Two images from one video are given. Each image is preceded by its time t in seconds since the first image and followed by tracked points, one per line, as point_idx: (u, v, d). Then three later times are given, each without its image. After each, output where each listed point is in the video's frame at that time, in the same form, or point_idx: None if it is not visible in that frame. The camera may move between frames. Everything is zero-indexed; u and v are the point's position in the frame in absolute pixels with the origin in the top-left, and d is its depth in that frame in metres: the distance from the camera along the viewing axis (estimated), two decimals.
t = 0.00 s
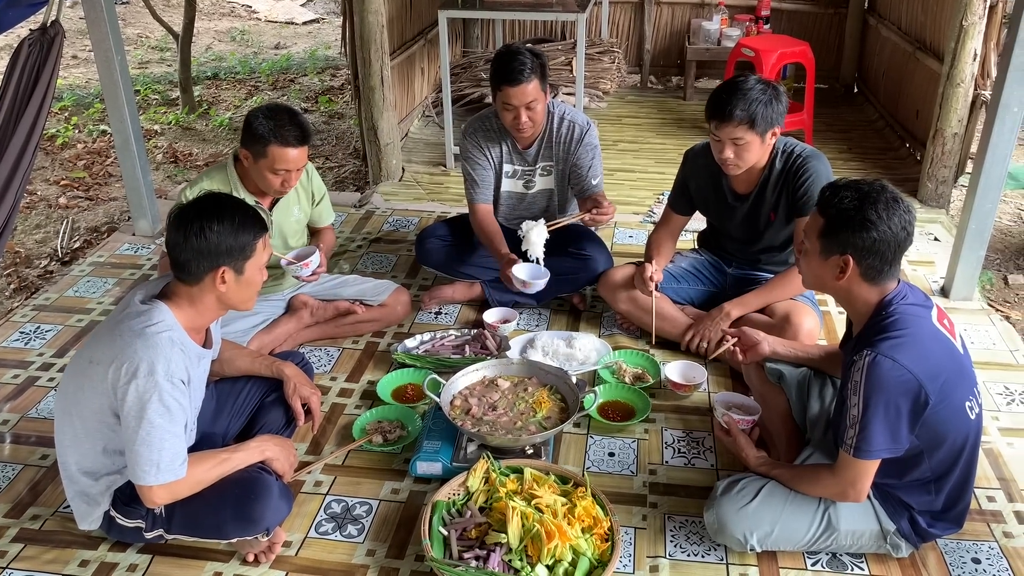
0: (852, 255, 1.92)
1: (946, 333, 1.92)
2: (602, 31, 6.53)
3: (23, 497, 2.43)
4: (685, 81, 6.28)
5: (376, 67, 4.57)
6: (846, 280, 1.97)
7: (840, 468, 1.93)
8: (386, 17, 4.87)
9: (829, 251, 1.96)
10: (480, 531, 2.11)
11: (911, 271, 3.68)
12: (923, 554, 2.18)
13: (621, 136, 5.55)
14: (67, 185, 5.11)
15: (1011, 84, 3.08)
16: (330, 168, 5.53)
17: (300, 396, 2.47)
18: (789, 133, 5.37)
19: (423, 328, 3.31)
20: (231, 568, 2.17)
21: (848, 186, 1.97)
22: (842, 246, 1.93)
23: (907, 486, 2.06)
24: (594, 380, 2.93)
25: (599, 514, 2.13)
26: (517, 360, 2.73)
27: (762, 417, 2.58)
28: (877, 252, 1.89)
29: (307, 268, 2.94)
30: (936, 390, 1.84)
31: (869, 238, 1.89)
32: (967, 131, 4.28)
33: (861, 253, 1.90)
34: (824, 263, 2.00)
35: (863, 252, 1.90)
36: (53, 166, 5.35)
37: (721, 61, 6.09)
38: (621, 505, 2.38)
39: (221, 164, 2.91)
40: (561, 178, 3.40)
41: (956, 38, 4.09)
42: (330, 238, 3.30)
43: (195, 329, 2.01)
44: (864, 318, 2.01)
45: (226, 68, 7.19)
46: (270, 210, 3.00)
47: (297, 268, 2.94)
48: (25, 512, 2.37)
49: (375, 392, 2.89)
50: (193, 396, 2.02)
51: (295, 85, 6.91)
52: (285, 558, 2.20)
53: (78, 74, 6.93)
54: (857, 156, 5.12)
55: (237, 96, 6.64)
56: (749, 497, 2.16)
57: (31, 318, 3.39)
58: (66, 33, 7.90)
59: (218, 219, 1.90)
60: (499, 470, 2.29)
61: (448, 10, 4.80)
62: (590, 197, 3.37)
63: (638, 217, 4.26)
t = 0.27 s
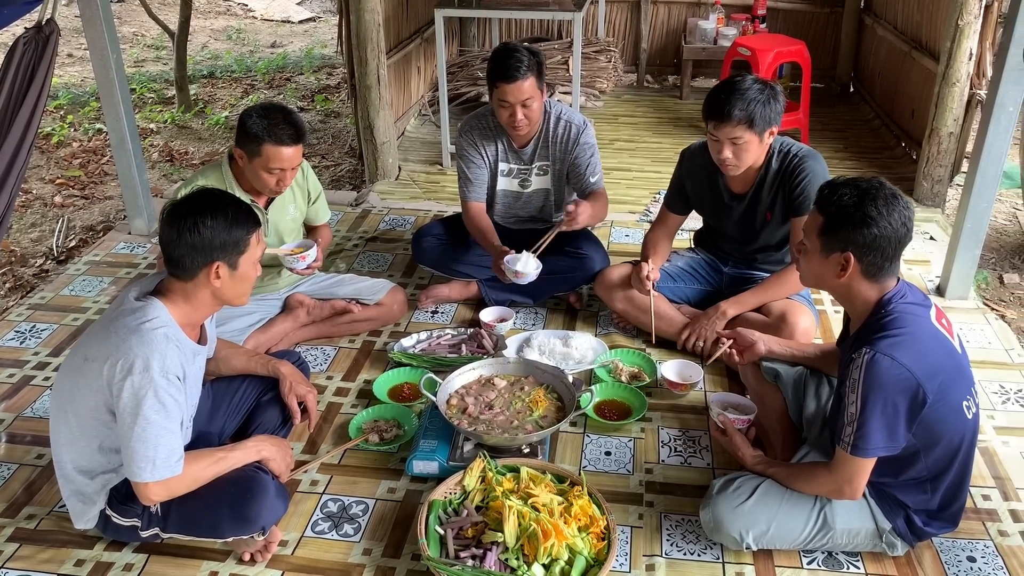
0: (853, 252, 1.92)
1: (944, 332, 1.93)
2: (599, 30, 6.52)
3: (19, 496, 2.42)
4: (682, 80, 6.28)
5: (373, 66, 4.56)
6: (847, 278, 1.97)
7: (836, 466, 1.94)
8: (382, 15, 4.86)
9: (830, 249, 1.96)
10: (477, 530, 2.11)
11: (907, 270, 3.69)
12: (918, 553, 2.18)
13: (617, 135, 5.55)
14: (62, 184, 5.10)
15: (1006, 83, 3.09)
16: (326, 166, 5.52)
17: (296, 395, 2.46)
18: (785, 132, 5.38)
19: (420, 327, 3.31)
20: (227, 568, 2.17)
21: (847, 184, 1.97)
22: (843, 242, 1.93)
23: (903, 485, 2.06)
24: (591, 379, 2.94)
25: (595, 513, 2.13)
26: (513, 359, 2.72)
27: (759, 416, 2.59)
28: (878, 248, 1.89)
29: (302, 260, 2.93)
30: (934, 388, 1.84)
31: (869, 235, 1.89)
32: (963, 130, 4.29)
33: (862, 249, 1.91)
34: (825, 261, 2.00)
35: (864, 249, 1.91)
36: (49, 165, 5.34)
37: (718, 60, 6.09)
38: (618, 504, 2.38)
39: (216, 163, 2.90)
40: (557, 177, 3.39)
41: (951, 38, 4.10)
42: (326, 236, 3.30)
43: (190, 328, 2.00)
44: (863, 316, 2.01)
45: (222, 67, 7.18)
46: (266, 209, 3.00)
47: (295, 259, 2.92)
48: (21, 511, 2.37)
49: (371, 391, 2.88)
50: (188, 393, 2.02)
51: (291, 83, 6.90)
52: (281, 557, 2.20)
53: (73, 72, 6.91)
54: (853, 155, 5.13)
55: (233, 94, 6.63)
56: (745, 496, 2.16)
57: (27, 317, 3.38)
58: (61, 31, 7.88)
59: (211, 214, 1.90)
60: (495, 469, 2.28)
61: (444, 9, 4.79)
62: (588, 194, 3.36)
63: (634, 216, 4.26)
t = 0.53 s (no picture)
0: (856, 248, 1.92)
1: (943, 330, 1.93)
2: (595, 28, 6.53)
3: (13, 494, 2.42)
4: (677, 79, 6.28)
5: (368, 64, 4.56)
6: (850, 276, 1.97)
7: (832, 462, 1.94)
8: (378, 13, 4.86)
9: (832, 246, 1.96)
10: (472, 528, 2.11)
11: (902, 269, 3.69)
12: (913, 551, 2.19)
13: (613, 133, 5.56)
14: (57, 182, 5.09)
15: (1001, 82, 3.10)
16: (322, 164, 5.51)
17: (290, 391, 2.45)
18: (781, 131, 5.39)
19: (415, 325, 3.31)
20: (222, 566, 2.17)
21: (847, 180, 1.98)
22: (848, 239, 1.93)
23: (898, 483, 2.07)
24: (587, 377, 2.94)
25: (590, 511, 2.13)
26: (509, 357, 2.72)
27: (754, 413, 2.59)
28: (882, 241, 1.90)
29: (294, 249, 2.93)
30: (932, 386, 1.85)
31: (870, 230, 1.90)
32: (959, 129, 4.30)
33: (864, 245, 1.91)
34: (828, 260, 1.99)
35: (866, 245, 1.91)
36: (44, 162, 5.32)
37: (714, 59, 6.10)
38: (613, 502, 2.38)
39: (210, 162, 2.90)
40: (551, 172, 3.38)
41: (947, 37, 4.11)
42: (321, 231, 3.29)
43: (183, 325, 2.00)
44: (862, 313, 2.02)
45: (217, 65, 7.16)
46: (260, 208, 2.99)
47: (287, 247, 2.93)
48: (15, 509, 2.36)
49: (367, 389, 2.88)
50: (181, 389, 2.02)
51: (287, 81, 6.89)
52: (276, 555, 2.20)
53: (68, 70, 6.89)
54: (848, 153, 5.14)
55: (228, 92, 6.61)
56: (740, 493, 2.17)
57: (22, 314, 3.37)
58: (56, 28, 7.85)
59: (200, 208, 1.90)
60: (491, 467, 2.28)
61: (440, 7, 4.79)
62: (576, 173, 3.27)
63: (630, 214, 4.26)
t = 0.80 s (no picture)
0: (857, 245, 1.93)
1: (940, 327, 1.94)
2: (591, 26, 6.53)
3: (8, 491, 2.41)
4: (674, 77, 6.29)
5: (365, 62, 4.55)
6: (851, 272, 1.98)
7: (829, 458, 1.95)
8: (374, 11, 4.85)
9: (832, 244, 1.96)
10: (468, 525, 2.12)
11: (897, 267, 3.71)
12: (908, 548, 2.20)
13: (610, 131, 5.56)
14: (53, 179, 5.07)
15: (996, 81, 3.11)
16: (318, 162, 5.51)
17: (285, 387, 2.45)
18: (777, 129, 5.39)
19: (412, 322, 3.31)
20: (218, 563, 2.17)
21: (844, 177, 1.99)
22: (848, 235, 1.93)
23: (894, 480, 2.07)
24: (583, 375, 2.95)
25: (586, 508, 2.13)
26: (505, 354, 2.73)
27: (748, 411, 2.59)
28: (881, 237, 1.90)
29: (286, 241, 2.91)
30: (930, 382, 1.85)
31: (869, 226, 1.90)
32: (954, 128, 4.31)
33: (864, 241, 1.91)
34: (828, 258, 1.99)
35: (866, 241, 1.91)
36: (39, 160, 5.31)
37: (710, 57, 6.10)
38: (609, 499, 2.39)
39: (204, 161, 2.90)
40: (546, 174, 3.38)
41: (942, 35, 4.12)
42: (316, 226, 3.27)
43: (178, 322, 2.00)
44: (861, 309, 2.02)
45: (214, 62, 7.15)
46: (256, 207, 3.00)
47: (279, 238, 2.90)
48: (11, 506, 2.36)
49: (363, 386, 2.88)
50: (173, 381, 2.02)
51: (283, 79, 6.88)
52: (272, 552, 2.20)
53: (63, 67, 6.87)
54: (844, 152, 5.15)
55: (224, 89, 6.60)
56: (736, 490, 2.18)
57: (17, 312, 3.37)
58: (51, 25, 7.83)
59: (186, 199, 1.90)
60: (486, 465, 2.29)
61: (437, 5, 4.78)
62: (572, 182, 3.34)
63: (626, 212, 4.27)
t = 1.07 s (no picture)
0: (860, 240, 1.93)
1: (940, 324, 1.95)
2: (589, 24, 6.53)
3: (5, 487, 2.41)
4: (671, 75, 6.29)
5: (362, 59, 4.55)
6: (853, 268, 1.98)
7: (826, 455, 1.96)
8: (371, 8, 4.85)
9: (835, 239, 1.97)
10: (465, 522, 2.12)
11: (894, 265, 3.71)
12: (903, 545, 2.21)
13: (607, 129, 5.56)
14: (49, 175, 5.07)
15: (993, 79, 3.11)
16: (315, 159, 5.50)
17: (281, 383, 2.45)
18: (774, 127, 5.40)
19: (408, 319, 3.31)
20: (214, 559, 2.17)
21: (845, 173, 1.99)
22: (850, 230, 1.93)
23: (891, 477, 2.08)
24: (579, 372, 2.95)
25: (582, 504, 2.14)
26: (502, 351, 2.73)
27: (745, 408, 2.61)
28: (883, 232, 1.91)
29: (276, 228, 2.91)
30: (930, 379, 1.86)
31: (872, 221, 1.91)
32: (951, 126, 4.32)
33: (868, 236, 1.92)
34: (831, 253, 2.00)
35: (869, 236, 1.92)
36: (36, 156, 5.30)
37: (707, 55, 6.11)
38: (605, 495, 2.39)
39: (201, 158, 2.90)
40: (543, 183, 3.39)
41: (939, 34, 4.13)
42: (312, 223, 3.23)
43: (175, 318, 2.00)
44: (863, 305, 2.02)
45: (211, 59, 7.14)
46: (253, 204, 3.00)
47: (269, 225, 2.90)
48: (7, 502, 2.36)
49: (360, 383, 2.89)
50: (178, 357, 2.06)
51: (280, 76, 6.87)
52: (269, 548, 2.20)
53: (60, 63, 6.86)
54: (841, 150, 5.15)
55: (221, 86, 6.59)
56: (733, 486, 2.18)
57: (13, 308, 3.36)
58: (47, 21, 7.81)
59: (168, 180, 1.93)
60: (483, 461, 2.29)
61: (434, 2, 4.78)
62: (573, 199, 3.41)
63: (623, 210, 4.27)
